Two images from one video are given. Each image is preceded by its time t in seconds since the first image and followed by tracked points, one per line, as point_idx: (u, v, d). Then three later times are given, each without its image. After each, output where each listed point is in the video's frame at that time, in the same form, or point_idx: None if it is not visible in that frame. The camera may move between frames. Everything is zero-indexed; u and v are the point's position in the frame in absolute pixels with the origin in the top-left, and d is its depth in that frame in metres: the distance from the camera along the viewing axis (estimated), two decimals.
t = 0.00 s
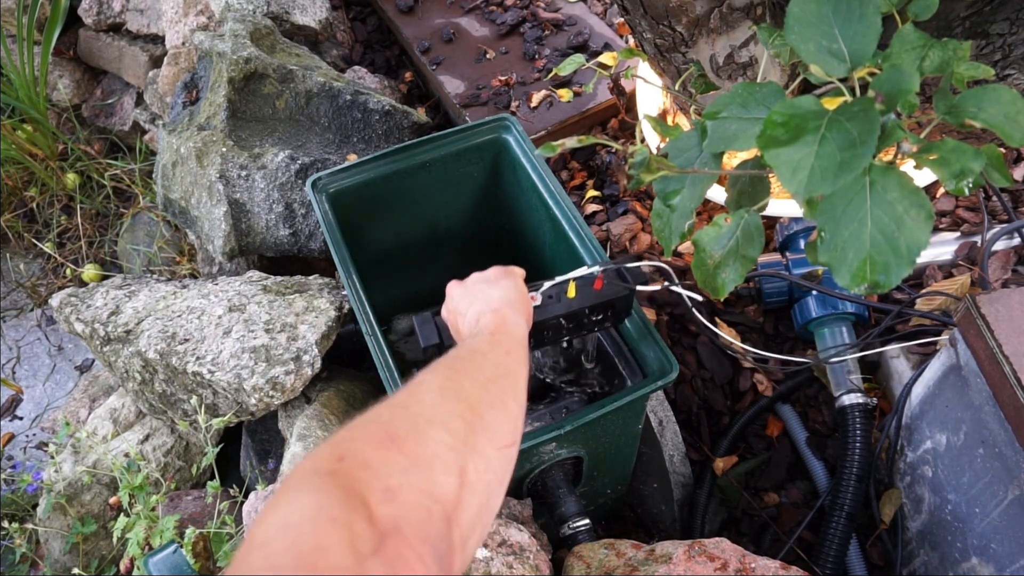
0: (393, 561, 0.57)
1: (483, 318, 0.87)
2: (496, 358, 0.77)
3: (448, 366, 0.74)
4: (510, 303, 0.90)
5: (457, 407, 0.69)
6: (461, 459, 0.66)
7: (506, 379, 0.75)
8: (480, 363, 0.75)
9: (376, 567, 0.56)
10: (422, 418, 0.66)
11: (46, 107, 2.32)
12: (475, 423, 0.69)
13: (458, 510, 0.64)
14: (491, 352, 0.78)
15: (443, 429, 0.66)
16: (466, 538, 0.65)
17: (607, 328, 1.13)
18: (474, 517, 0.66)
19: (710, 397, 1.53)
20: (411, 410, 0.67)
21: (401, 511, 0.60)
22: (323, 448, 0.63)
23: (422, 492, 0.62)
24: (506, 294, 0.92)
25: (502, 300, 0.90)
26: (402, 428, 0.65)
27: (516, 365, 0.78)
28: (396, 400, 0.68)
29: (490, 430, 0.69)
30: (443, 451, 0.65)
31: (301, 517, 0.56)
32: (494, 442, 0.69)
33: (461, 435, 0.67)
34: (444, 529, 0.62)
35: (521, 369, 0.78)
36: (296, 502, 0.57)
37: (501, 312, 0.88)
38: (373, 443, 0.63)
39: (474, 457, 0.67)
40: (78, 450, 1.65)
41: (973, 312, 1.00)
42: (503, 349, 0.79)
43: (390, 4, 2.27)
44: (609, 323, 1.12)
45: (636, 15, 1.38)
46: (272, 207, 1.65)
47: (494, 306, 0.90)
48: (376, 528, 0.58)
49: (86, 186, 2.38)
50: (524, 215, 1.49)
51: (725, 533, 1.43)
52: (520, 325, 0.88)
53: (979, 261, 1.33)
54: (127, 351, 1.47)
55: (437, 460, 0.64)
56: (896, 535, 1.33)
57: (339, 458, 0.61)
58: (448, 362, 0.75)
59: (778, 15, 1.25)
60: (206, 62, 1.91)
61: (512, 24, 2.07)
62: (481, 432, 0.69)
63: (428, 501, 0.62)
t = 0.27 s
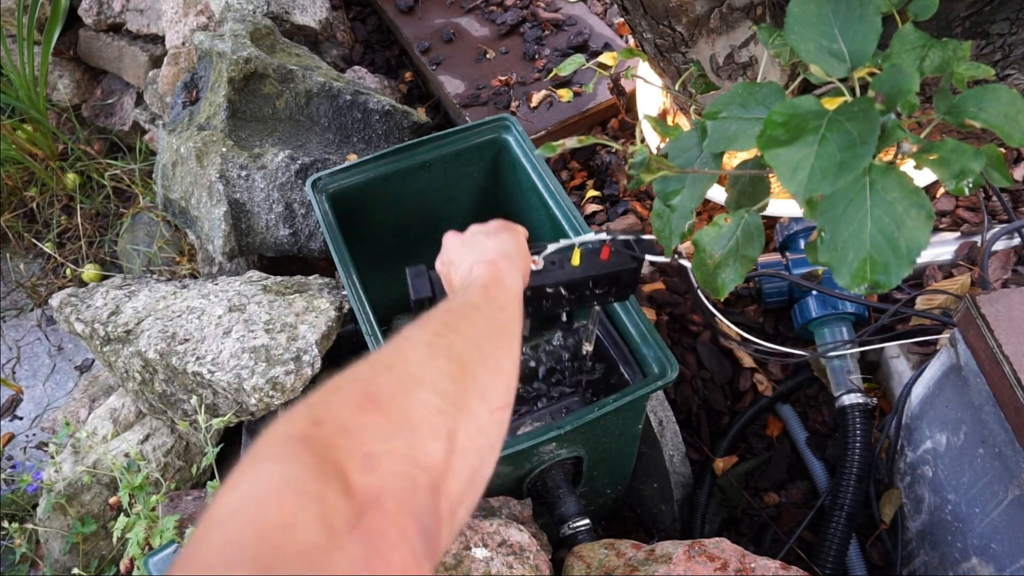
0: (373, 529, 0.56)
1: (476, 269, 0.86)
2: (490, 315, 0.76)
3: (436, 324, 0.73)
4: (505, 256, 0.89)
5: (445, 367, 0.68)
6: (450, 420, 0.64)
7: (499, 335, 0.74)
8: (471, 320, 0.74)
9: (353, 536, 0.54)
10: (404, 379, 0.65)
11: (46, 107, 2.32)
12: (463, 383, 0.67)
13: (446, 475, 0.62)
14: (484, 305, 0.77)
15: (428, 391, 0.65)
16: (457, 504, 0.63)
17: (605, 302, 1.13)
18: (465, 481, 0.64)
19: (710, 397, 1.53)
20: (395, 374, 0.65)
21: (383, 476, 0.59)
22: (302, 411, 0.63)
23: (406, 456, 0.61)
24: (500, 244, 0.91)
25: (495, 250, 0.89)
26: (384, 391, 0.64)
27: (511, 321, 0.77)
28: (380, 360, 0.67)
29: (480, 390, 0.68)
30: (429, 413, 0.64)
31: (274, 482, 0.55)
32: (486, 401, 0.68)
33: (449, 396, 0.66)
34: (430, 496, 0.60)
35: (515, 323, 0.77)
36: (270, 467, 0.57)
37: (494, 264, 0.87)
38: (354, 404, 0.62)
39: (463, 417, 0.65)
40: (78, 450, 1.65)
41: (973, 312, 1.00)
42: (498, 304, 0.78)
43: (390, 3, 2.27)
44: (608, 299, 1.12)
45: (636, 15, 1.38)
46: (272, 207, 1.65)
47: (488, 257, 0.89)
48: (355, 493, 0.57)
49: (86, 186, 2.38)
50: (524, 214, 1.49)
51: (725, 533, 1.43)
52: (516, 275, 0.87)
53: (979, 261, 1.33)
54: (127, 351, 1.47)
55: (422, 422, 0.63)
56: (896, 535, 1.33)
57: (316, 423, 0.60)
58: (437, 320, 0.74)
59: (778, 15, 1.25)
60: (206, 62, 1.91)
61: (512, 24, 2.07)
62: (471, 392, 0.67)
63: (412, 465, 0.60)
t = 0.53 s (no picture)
0: (303, 497, 0.49)
1: (439, 206, 0.80)
2: (446, 257, 0.70)
3: (388, 265, 0.66)
4: (473, 191, 0.84)
5: (393, 315, 0.61)
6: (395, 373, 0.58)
7: (455, 278, 0.68)
8: (426, 261, 0.68)
9: (280, 508, 0.47)
10: (347, 329, 0.58)
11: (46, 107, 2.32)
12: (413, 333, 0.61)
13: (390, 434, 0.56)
14: (444, 243, 0.72)
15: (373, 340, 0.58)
16: (400, 465, 0.58)
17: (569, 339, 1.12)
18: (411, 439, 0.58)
19: (710, 397, 1.53)
20: (339, 321, 0.58)
21: (319, 438, 0.51)
22: (223, 361, 0.55)
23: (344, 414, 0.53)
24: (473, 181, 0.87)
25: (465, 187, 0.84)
26: (322, 340, 0.56)
27: (470, 263, 0.72)
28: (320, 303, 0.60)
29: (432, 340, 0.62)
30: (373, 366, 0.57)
31: (185, 446, 0.47)
32: (438, 352, 0.62)
33: (396, 347, 0.59)
34: (370, 458, 0.54)
35: (476, 264, 0.72)
36: (180, 428, 0.48)
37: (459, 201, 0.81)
38: (286, 354, 0.54)
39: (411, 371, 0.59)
40: (78, 450, 1.65)
41: (973, 312, 1.00)
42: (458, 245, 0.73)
43: (390, 3, 2.27)
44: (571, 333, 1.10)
45: (636, 15, 1.38)
46: (272, 207, 1.65)
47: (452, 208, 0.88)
48: (284, 457, 0.50)
49: (86, 186, 2.38)
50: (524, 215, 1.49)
51: (725, 533, 1.43)
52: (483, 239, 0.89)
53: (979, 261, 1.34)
54: (127, 351, 1.47)
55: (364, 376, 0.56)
56: (896, 535, 1.33)
57: (241, 378, 0.52)
58: (389, 260, 0.67)
59: (778, 15, 1.25)
60: (206, 62, 1.90)
61: (512, 24, 2.07)
62: (422, 342, 0.61)
63: (353, 425, 0.53)
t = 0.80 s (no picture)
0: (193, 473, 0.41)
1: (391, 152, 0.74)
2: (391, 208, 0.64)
3: (323, 214, 0.59)
4: (435, 142, 0.79)
5: (321, 267, 0.54)
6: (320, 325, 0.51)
7: (398, 230, 0.61)
8: (366, 207, 0.62)
9: (162, 479, 0.41)
10: (266, 279, 0.51)
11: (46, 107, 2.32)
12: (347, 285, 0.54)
13: (314, 400, 0.48)
14: (393, 193, 0.65)
15: (298, 292, 0.51)
16: (330, 440, 0.49)
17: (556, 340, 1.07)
18: (343, 406, 0.50)
19: (710, 397, 1.53)
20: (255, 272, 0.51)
21: (221, 398, 0.44)
22: (113, 317, 0.48)
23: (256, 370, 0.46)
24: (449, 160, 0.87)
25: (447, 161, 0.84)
26: (232, 290, 0.49)
27: (422, 211, 0.65)
28: (238, 254, 0.53)
29: (366, 294, 0.55)
30: (296, 319, 0.50)
31: (49, 409, 0.41)
32: (374, 308, 0.55)
33: (324, 299, 0.52)
34: (287, 428, 0.46)
35: (427, 214, 0.65)
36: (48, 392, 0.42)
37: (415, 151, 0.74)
38: (188, 306, 0.47)
39: (342, 325, 0.52)
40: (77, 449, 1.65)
41: (973, 312, 1.00)
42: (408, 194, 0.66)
43: (390, 3, 2.27)
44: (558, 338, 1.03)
45: (636, 15, 1.38)
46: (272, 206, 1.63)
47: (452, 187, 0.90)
48: (171, 426, 0.42)
49: (85, 186, 2.37)
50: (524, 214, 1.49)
51: (725, 533, 1.43)
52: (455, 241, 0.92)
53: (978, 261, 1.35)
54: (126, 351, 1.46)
55: (285, 329, 0.49)
56: (896, 535, 1.32)
57: (126, 331, 0.46)
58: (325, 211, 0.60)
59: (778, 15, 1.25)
60: (206, 62, 1.90)
61: (512, 24, 2.07)
62: (355, 295, 0.54)
63: (266, 381, 0.46)
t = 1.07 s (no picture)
0: (113, 517, 0.44)
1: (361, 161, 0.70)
2: (351, 219, 0.61)
3: (274, 224, 0.56)
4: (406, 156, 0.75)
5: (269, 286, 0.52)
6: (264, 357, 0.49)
7: (351, 247, 0.58)
8: (327, 221, 0.58)
9: (78, 524, 0.44)
10: (206, 300, 0.49)
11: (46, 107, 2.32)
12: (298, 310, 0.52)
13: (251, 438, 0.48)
14: (356, 206, 0.62)
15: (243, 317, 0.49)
16: (268, 474, 0.50)
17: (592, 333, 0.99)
18: (284, 443, 0.50)
19: (710, 397, 1.53)
20: (195, 291, 0.49)
21: (142, 442, 0.45)
22: (42, 333, 0.47)
23: (191, 408, 0.46)
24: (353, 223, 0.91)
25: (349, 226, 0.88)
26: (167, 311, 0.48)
27: (387, 228, 0.61)
28: (180, 265, 0.51)
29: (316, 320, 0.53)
30: (233, 348, 0.48)
31: None
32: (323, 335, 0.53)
33: (269, 326, 0.50)
34: (215, 470, 0.47)
35: (390, 234, 0.61)
36: None
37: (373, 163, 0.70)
38: (114, 335, 0.46)
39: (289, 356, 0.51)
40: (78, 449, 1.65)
41: (973, 312, 1.00)
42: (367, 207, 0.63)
43: (390, 3, 2.27)
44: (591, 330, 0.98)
45: (636, 15, 1.38)
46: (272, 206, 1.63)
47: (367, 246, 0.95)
48: (89, 473, 0.44)
49: (86, 186, 2.37)
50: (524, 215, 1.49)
51: (726, 533, 1.43)
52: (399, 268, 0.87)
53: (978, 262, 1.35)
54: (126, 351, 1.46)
55: (226, 361, 0.48)
56: (896, 535, 1.32)
57: (48, 354, 0.45)
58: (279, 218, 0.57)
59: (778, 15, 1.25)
60: (206, 62, 1.90)
61: (512, 24, 2.07)
62: (306, 323, 0.52)
63: (202, 417, 0.46)
